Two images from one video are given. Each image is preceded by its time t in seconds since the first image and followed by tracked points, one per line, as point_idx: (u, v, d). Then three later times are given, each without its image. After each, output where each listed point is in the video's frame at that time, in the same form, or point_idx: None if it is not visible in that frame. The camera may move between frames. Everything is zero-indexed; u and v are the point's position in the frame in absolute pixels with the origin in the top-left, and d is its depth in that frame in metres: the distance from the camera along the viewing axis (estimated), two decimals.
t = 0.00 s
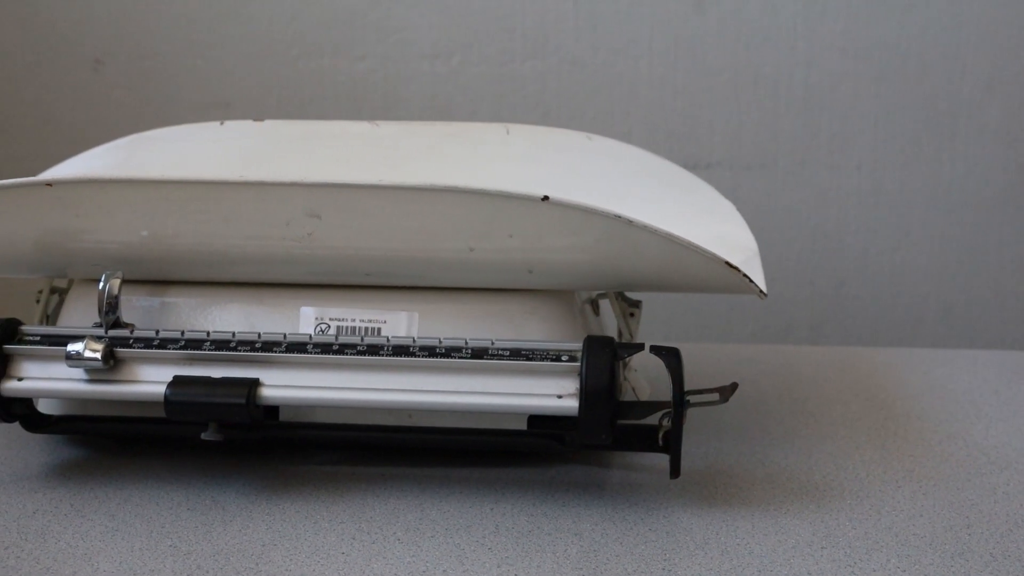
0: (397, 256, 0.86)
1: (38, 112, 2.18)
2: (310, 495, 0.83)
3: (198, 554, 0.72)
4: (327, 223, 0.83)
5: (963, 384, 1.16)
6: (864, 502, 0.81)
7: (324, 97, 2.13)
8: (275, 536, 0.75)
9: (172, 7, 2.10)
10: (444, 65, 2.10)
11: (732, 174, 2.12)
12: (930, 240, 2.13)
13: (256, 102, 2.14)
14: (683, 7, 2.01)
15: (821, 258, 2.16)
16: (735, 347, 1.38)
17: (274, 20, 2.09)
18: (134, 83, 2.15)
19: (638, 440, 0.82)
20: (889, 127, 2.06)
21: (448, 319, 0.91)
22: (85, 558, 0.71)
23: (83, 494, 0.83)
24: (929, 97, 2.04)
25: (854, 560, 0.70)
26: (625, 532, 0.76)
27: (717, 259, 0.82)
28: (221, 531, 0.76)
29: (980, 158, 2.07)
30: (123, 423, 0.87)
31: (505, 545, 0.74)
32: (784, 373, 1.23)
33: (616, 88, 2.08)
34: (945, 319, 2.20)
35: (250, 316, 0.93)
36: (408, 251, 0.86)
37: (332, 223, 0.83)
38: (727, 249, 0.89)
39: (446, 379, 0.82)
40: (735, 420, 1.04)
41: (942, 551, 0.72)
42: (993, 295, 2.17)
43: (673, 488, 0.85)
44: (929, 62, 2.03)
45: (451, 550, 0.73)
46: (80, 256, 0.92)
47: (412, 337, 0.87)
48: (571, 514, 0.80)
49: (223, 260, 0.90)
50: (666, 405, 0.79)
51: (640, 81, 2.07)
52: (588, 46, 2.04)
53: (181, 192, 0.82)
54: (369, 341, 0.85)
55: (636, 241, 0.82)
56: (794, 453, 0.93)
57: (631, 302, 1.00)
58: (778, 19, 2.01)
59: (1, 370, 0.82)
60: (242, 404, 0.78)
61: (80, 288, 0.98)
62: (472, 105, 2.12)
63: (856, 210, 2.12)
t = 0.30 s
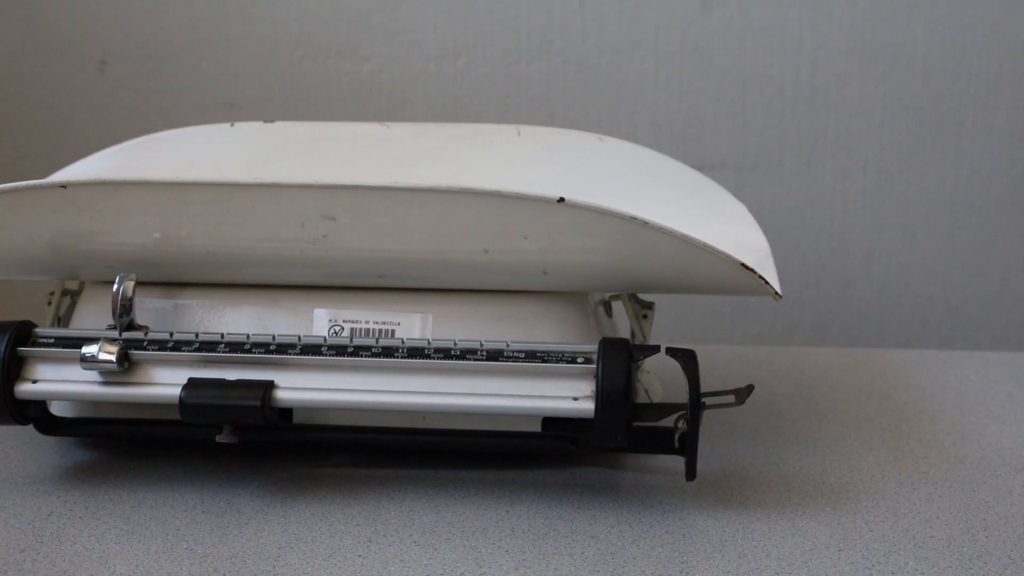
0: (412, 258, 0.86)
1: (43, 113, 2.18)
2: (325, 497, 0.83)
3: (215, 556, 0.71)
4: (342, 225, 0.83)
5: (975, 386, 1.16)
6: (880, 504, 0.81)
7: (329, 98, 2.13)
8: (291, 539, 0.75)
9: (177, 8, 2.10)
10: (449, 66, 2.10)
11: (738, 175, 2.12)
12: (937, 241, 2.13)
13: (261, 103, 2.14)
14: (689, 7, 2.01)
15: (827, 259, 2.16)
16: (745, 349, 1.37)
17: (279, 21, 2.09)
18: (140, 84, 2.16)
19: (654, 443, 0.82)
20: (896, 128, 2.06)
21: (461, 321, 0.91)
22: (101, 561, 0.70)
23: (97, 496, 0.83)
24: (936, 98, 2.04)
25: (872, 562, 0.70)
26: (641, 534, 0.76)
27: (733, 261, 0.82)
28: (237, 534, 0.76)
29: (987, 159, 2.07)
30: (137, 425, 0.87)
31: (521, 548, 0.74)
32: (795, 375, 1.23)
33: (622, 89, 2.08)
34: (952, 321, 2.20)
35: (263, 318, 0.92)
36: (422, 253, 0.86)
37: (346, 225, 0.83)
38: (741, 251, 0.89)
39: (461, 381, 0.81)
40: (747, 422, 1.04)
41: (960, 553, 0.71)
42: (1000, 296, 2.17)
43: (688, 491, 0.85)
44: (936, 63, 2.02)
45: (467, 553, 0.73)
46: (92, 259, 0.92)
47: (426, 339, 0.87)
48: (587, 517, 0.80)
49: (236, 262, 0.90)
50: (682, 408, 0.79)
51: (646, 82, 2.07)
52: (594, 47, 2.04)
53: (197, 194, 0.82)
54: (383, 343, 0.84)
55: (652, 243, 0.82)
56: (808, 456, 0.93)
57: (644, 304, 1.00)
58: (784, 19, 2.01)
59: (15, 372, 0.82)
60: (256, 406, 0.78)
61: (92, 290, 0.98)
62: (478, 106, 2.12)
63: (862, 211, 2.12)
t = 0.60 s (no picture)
0: (420, 259, 0.86)
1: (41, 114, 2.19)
2: (334, 499, 0.83)
3: (225, 559, 0.71)
4: (351, 226, 0.83)
5: (980, 386, 1.16)
6: (889, 505, 0.81)
7: (329, 99, 2.12)
8: (302, 540, 0.75)
9: (176, 8, 2.10)
10: (449, 66, 2.10)
11: (738, 176, 2.12)
12: (937, 242, 2.14)
13: (261, 104, 2.14)
14: (688, 8, 2.01)
15: (827, 259, 2.16)
16: (749, 350, 1.37)
17: (279, 21, 2.08)
18: (139, 84, 2.15)
19: (663, 444, 0.82)
20: (896, 129, 2.07)
21: (469, 323, 0.91)
22: (112, 564, 0.70)
23: (105, 498, 0.83)
24: (936, 98, 2.05)
25: (883, 563, 0.70)
26: (652, 535, 0.76)
27: (743, 262, 0.82)
28: (247, 536, 0.75)
29: (986, 159, 2.08)
30: (144, 427, 0.87)
31: (533, 549, 0.74)
32: (800, 376, 1.23)
33: (622, 90, 2.08)
34: (952, 321, 2.20)
35: (271, 319, 0.92)
36: (431, 254, 0.85)
37: (355, 226, 0.83)
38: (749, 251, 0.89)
39: (471, 382, 0.81)
40: (753, 423, 1.04)
41: (972, 554, 0.72)
42: (1000, 296, 2.17)
43: (697, 492, 0.85)
44: (935, 64, 2.03)
45: (478, 554, 0.73)
46: (98, 260, 0.91)
47: (435, 340, 0.87)
48: (597, 518, 0.80)
49: (243, 264, 0.90)
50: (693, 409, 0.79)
51: (646, 83, 2.07)
52: (593, 47, 2.05)
53: (204, 195, 0.81)
54: (393, 344, 0.84)
55: (661, 244, 0.82)
56: (816, 456, 0.93)
57: (651, 305, 1.00)
58: (783, 20, 2.01)
59: (23, 374, 0.82)
60: (266, 408, 0.78)
61: (98, 291, 0.97)
62: (478, 106, 2.12)
63: (863, 212, 2.12)
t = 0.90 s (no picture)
0: (430, 259, 0.86)
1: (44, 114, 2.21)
2: (343, 499, 0.83)
3: (236, 559, 0.71)
4: (360, 227, 0.83)
5: (987, 387, 1.16)
6: (899, 506, 0.81)
7: (330, 99, 2.13)
8: (313, 541, 0.75)
9: (176, 8, 2.10)
10: (450, 67, 2.10)
11: (739, 177, 2.13)
12: (939, 242, 2.14)
13: (262, 104, 2.14)
14: (689, 9, 2.02)
15: (829, 260, 2.16)
16: (755, 350, 1.37)
17: (279, 22, 2.08)
18: (141, 85, 2.15)
19: (673, 444, 0.82)
20: (898, 130, 2.07)
21: (478, 324, 0.91)
22: (123, 564, 0.70)
23: (114, 498, 0.83)
24: (937, 99, 2.05)
25: (895, 563, 0.71)
26: (662, 535, 0.76)
27: (753, 263, 0.82)
28: (258, 536, 0.75)
29: (987, 160, 2.08)
30: (153, 427, 0.87)
31: (544, 550, 0.74)
32: (807, 377, 1.23)
33: (623, 91, 2.08)
34: (954, 321, 2.21)
35: (279, 319, 0.92)
36: (441, 254, 0.85)
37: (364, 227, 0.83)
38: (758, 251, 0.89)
39: (481, 383, 0.81)
40: (760, 423, 1.04)
41: (982, 554, 0.72)
42: (1002, 297, 2.18)
43: (706, 492, 0.85)
44: (937, 64, 2.03)
45: (490, 555, 0.73)
46: (105, 260, 0.91)
47: (444, 340, 0.87)
48: (608, 519, 0.80)
49: (251, 264, 0.89)
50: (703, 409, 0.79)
51: (647, 83, 2.07)
52: (594, 48, 2.05)
53: (213, 196, 0.81)
54: (402, 344, 0.84)
55: (670, 244, 0.82)
56: (824, 457, 0.93)
57: (658, 305, 1.00)
58: (784, 21, 2.01)
59: (33, 374, 0.82)
60: (276, 408, 0.78)
61: (106, 292, 0.97)
62: (479, 107, 2.12)
63: (865, 213, 2.12)
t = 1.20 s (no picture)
0: (441, 259, 0.86)
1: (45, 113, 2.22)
2: (355, 499, 0.83)
3: (250, 560, 0.71)
4: (372, 226, 0.83)
5: (993, 386, 1.17)
6: (910, 506, 0.82)
7: (332, 99, 2.13)
8: (326, 541, 0.75)
9: (176, 8, 2.10)
10: (451, 67, 2.10)
11: (740, 177, 2.13)
12: (941, 243, 2.14)
13: (263, 104, 2.14)
14: (690, 9, 2.02)
15: (831, 260, 2.17)
16: (761, 350, 1.37)
17: (280, 21, 2.08)
18: (142, 84, 2.15)
19: (686, 444, 0.82)
20: (899, 130, 2.07)
21: (488, 323, 0.91)
22: (137, 565, 0.70)
23: (125, 499, 0.83)
24: (939, 99, 2.05)
25: (909, 563, 0.71)
26: (675, 535, 0.76)
27: (765, 262, 0.82)
28: (271, 537, 0.75)
29: (988, 160, 2.08)
30: (164, 427, 0.87)
31: (557, 550, 0.74)
32: (813, 376, 1.23)
33: (624, 91, 2.08)
34: (955, 321, 2.21)
35: (289, 319, 0.92)
36: (452, 254, 0.85)
37: (376, 226, 0.83)
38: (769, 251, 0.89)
39: (493, 383, 0.81)
40: (768, 423, 1.04)
41: (995, 554, 0.72)
42: (1003, 296, 2.18)
43: (718, 492, 0.85)
44: (937, 65, 2.04)
45: (504, 555, 0.73)
46: (114, 260, 0.91)
47: (456, 340, 0.87)
48: (620, 518, 0.80)
49: (262, 264, 0.89)
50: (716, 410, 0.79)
51: (649, 83, 2.08)
52: (595, 48, 2.05)
53: (224, 195, 0.81)
54: (414, 344, 0.84)
55: (682, 244, 0.82)
56: (834, 457, 0.93)
57: (667, 305, 1.00)
58: (785, 21, 2.02)
59: (44, 374, 0.81)
60: (289, 408, 0.78)
61: (115, 291, 0.97)
62: (480, 107, 2.12)
63: (867, 213, 2.13)
